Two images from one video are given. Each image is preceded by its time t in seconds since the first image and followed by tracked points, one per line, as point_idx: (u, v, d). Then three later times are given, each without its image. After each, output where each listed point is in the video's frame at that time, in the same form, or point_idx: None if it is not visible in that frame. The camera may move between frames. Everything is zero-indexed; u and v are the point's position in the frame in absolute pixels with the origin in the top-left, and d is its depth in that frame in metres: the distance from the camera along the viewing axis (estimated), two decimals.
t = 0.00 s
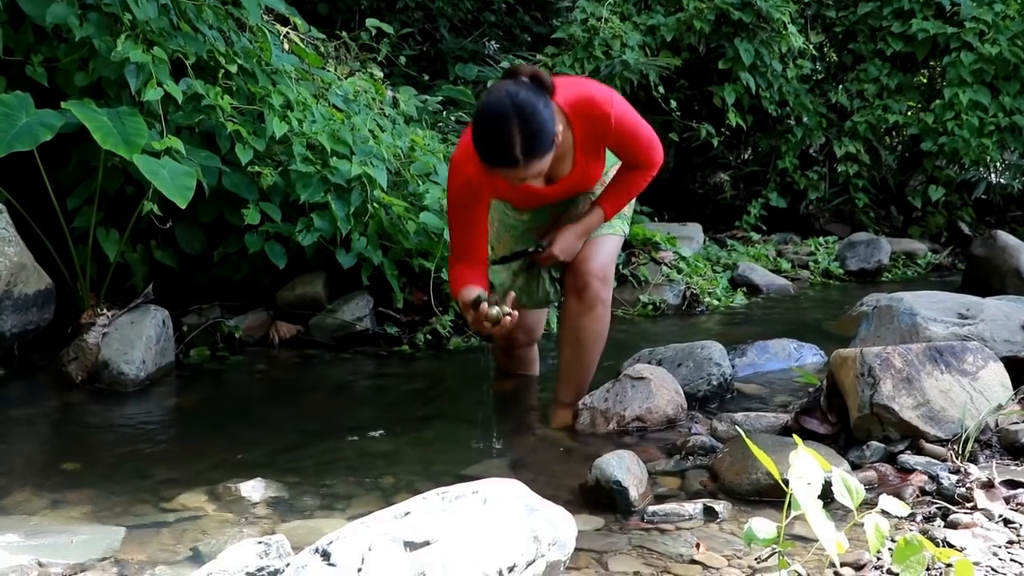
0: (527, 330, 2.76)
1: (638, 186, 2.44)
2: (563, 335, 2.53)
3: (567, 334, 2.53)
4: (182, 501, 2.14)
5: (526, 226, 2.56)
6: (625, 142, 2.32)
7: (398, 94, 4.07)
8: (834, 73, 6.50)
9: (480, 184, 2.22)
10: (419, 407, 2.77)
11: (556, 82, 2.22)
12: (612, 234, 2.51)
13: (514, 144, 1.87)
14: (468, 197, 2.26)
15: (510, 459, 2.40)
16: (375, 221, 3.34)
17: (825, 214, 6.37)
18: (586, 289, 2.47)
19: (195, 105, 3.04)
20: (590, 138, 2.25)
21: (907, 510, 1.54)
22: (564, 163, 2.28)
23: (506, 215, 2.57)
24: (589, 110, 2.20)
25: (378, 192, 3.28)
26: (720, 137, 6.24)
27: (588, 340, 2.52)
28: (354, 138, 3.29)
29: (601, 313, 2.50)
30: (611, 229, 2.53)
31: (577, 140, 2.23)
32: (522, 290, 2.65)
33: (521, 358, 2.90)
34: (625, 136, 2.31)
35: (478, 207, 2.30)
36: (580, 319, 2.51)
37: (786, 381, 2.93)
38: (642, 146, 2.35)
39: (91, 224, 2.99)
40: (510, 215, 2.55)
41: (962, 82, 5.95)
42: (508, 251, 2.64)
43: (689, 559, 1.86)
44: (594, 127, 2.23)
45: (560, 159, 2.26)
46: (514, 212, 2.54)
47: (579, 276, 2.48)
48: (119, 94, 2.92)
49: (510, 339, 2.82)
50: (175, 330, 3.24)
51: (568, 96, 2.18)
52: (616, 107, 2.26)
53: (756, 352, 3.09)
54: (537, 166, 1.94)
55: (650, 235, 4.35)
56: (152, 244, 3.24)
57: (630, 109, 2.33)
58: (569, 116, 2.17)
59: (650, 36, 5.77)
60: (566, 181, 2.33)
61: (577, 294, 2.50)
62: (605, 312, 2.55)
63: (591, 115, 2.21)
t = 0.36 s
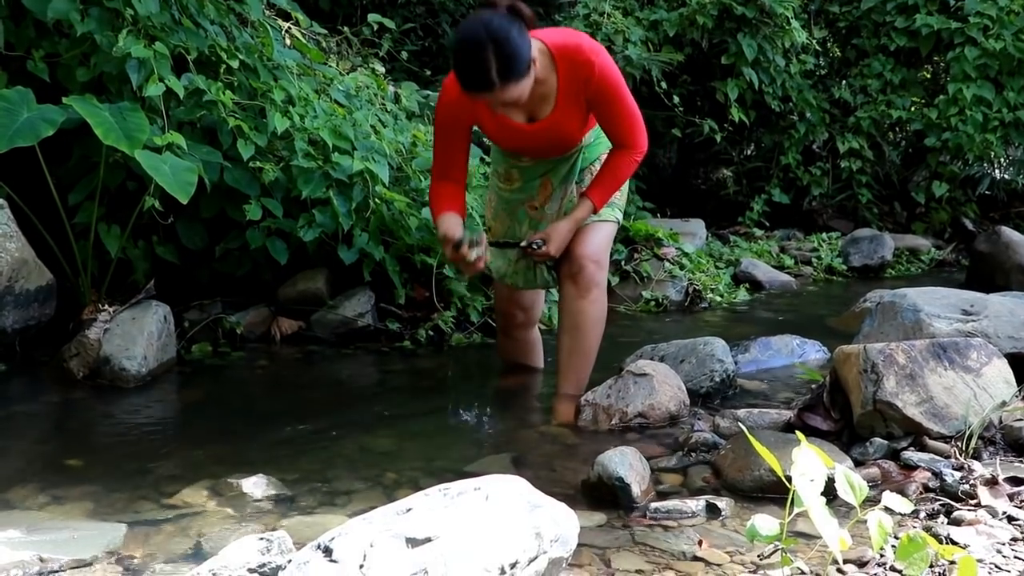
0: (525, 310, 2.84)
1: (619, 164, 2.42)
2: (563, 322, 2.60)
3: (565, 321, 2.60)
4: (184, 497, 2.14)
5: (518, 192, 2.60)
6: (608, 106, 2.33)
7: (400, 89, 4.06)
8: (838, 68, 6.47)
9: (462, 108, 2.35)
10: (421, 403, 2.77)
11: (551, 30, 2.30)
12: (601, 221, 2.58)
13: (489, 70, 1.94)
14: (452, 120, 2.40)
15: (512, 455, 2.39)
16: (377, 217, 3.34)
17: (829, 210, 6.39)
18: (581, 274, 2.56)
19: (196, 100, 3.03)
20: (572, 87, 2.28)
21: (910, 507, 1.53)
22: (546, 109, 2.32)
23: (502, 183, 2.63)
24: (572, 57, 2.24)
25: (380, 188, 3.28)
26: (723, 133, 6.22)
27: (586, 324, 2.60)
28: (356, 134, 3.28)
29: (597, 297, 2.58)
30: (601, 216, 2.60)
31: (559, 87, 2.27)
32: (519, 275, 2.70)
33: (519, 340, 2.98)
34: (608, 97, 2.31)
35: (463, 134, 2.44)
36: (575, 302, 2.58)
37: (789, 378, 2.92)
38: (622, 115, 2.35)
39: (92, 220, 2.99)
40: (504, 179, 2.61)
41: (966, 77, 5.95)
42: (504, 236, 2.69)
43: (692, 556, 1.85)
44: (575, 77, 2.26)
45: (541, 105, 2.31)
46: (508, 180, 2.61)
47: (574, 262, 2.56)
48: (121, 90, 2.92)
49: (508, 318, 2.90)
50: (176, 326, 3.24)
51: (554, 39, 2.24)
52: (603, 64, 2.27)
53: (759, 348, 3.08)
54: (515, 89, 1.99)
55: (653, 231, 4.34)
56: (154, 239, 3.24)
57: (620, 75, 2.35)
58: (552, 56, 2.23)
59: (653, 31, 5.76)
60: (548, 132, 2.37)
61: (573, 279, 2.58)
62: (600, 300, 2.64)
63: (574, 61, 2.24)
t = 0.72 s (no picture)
0: (524, 306, 2.88)
1: (614, 161, 2.40)
2: (566, 319, 2.58)
3: (569, 319, 2.58)
4: (182, 497, 2.12)
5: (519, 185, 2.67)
6: (601, 99, 2.33)
7: (401, 85, 4.04)
8: (842, 64, 6.42)
9: (460, 86, 2.46)
10: (420, 401, 2.75)
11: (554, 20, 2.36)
12: (601, 218, 2.58)
13: None
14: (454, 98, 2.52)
15: (513, 454, 2.37)
16: (377, 214, 3.32)
17: (833, 206, 6.33)
18: (583, 270, 2.55)
19: (195, 96, 3.01)
20: (564, 76, 2.31)
21: (916, 506, 1.54)
22: (538, 95, 2.38)
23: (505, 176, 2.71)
24: (565, 45, 2.28)
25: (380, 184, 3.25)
26: (726, 129, 6.20)
27: (589, 321, 2.58)
28: (356, 129, 3.25)
29: (599, 292, 2.56)
30: (600, 212, 2.60)
31: (550, 74, 2.32)
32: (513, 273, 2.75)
33: (520, 338, 3.01)
34: (602, 90, 2.32)
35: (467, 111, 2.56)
36: (577, 298, 2.57)
37: (793, 376, 2.89)
38: (618, 109, 2.34)
39: (90, 217, 2.96)
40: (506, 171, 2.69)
41: (973, 72, 5.90)
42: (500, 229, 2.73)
43: (695, 555, 1.83)
44: (567, 66, 2.30)
45: (533, 90, 2.37)
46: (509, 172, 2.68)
47: (575, 258, 2.56)
48: (118, 85, 2.89)
49: (508, 315, 2.94)
50: (175, 324, 3.22)
51: (551, 26, 2.30)
52: (597, 56, 2.28)
53: (763, 346, 3.06)
54: None
55: (656, 228, 4.31)
56: (152, 237, 3.21)
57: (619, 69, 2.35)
58: (545, 40, 2.29)
59: (655, 26, 5.73)
60: (540, 118, 2.42)
61: (575, 275, 2.57)
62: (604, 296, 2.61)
63: (567, 50, 2.28)
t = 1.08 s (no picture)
0: (526, 303, 2.86)
1: (613, 147, 2.39)
2: (570, 319, 2.57)
3: (574, 318, 2.57)
4: (181, 498, 2.11)
5: (518, 180, 2.68)
6: (598, 86, 2.33)
7: (402, 83, 4.02)
8: (844, 62, 6.41)
9: (457, 80, 2.48)
10: (420, 401, 2.73)
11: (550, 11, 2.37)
12: (602, 214, 2.57)
13: None
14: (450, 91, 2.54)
15: (514, 454, 2.36)
16: (377, 213, 3.30)
17: (835, 205, 6.32)
18: (586, 268, 2.54)
19: (194, 94, 2.99)
20: (559, 66, 2.32)
21: (919, 508, 1.52)
22: (533, 86, 2.38)
23: (504, 172, 2.72)
24: (559, 35, 2.29)
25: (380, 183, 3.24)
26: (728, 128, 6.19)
27: (593, 322, 2.57)
28: (356, 128, 3.23)
29: (602, 290, 2.56)
30: (601, 208, 2.59)
31: (546, 64, 2.32)
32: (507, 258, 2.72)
33: (522, 337, 2.98)
34: (598, 77, 2.31)
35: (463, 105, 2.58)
36: (580, 296, 2.56)
37: (796, 376, 2.88)
38: (616, 96, 2.33)
39: (88, 216, 2.95)
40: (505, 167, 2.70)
41: (976, 71, 5.88)
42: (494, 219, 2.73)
43: (697, 557, 1.82)
44: (563, 56, 2.30)
45: (528, 80, 2.37)
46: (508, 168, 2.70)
47: (579, 257, 2.55)
48: (117, 84, 2.88)
49: (511, 313, 2.91)
50: (174, 324, 3.21)
51: (545, 17, 2.31)
52: (593, 45, 2.28)
53: (765, 346, 3.04)
54: None
55: (657, 227, 4.26)
56: (151, 236, 3.20)
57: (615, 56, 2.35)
58: (540, 30, 2.30)
59: (657, 24, 5.71)
60: (537, 110, 2.43)
61: (579, 274, 2.56)
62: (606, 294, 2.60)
63: (562, 39, 2.29)
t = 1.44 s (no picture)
0: (524, 302, 2.88)
1: (604, 144, 2.44)
2: (563, 320, 2.61)
3: (568, 319, 2.61)
4: (183, 499, 2.11)
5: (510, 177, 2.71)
6: (592, 82, 2.37)
7: (403, 84, 4.02)
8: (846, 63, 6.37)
9: (452, 73, 2.51)
10: (422, 402, 2.73)
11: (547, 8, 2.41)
12: (593, 214, 2.59)
13: None
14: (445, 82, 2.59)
15: (516, 455, 2.35)
16: (379, 214, 3.30)
17: (837, 206, 6.31)
18: (575, 269, 2.57)
19: (195, 96, 2.99)
20: (554, 61, 2.35)
21: (922, 508, 1.50)
22: (528, 81, 2.41)
23: (497, 171, 2.74)
24: (555, 31, 2.32)
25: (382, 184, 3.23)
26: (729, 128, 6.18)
27: (586, 321, 2.61)
28: (357, 130, 3.23)
29: (593, 290, 2.58)
30: (592, 208, 2.60)
31: (541, 60, 2.36)
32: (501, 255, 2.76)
33: (521, 335, 3.00)
34: (592, 74, 2.35)
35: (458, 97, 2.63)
36: (572, 297, 2.59)
37: (797, 377, 2.87)
38: (608, 91, 2.37)
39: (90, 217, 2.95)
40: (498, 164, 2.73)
41: (979, 71, 5.88)
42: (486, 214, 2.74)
43: (699, 558, 1.82)
44: (557, 52, 2.34)
45: (523, 75, 2.41)
46: (501, 166, 2.73)
47: (568, 258, 2.58)
48: (119, 85, 2.88)
49: (510, 311, 2.94)
50: (176, 324, 3.21)
51: (542, 13, 2.35)
52: (588, 43, 2.32)
53: (767, 347, 3.03)
54: None
55: (659, 228, 4.23)
56: (153, 237, 3.20)
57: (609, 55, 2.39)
58: (536, 26, 2.34)
59: (658, 25, 5.69)
60: (530, 105, 2.46)
61: (570, 275, 2.59)
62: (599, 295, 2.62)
63: (558, 36, 2.32)
